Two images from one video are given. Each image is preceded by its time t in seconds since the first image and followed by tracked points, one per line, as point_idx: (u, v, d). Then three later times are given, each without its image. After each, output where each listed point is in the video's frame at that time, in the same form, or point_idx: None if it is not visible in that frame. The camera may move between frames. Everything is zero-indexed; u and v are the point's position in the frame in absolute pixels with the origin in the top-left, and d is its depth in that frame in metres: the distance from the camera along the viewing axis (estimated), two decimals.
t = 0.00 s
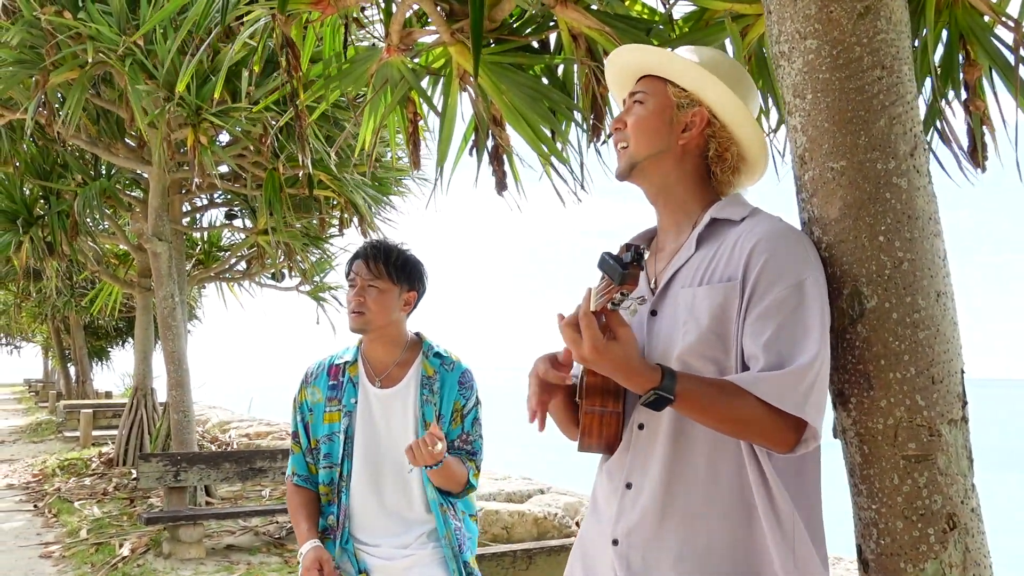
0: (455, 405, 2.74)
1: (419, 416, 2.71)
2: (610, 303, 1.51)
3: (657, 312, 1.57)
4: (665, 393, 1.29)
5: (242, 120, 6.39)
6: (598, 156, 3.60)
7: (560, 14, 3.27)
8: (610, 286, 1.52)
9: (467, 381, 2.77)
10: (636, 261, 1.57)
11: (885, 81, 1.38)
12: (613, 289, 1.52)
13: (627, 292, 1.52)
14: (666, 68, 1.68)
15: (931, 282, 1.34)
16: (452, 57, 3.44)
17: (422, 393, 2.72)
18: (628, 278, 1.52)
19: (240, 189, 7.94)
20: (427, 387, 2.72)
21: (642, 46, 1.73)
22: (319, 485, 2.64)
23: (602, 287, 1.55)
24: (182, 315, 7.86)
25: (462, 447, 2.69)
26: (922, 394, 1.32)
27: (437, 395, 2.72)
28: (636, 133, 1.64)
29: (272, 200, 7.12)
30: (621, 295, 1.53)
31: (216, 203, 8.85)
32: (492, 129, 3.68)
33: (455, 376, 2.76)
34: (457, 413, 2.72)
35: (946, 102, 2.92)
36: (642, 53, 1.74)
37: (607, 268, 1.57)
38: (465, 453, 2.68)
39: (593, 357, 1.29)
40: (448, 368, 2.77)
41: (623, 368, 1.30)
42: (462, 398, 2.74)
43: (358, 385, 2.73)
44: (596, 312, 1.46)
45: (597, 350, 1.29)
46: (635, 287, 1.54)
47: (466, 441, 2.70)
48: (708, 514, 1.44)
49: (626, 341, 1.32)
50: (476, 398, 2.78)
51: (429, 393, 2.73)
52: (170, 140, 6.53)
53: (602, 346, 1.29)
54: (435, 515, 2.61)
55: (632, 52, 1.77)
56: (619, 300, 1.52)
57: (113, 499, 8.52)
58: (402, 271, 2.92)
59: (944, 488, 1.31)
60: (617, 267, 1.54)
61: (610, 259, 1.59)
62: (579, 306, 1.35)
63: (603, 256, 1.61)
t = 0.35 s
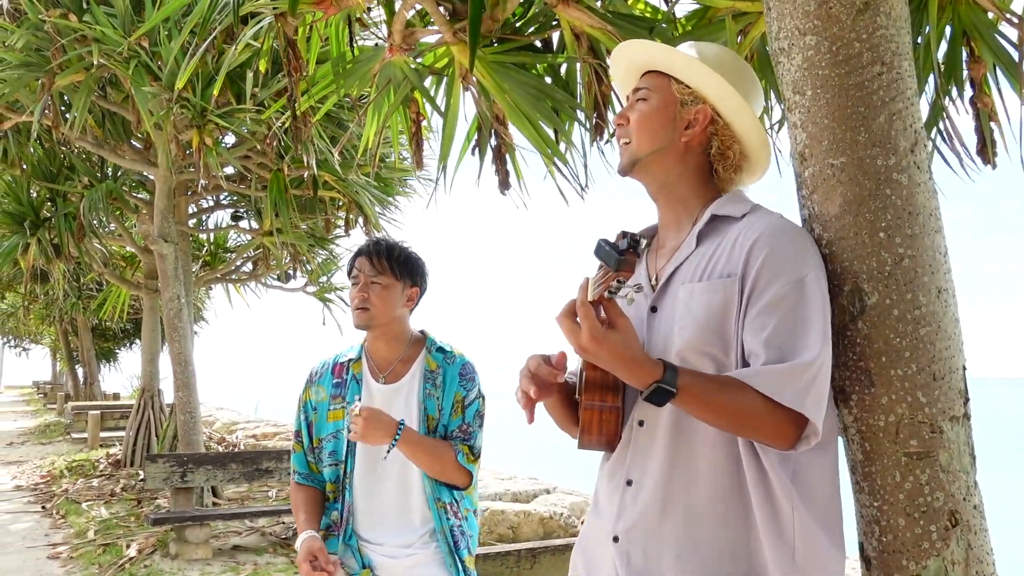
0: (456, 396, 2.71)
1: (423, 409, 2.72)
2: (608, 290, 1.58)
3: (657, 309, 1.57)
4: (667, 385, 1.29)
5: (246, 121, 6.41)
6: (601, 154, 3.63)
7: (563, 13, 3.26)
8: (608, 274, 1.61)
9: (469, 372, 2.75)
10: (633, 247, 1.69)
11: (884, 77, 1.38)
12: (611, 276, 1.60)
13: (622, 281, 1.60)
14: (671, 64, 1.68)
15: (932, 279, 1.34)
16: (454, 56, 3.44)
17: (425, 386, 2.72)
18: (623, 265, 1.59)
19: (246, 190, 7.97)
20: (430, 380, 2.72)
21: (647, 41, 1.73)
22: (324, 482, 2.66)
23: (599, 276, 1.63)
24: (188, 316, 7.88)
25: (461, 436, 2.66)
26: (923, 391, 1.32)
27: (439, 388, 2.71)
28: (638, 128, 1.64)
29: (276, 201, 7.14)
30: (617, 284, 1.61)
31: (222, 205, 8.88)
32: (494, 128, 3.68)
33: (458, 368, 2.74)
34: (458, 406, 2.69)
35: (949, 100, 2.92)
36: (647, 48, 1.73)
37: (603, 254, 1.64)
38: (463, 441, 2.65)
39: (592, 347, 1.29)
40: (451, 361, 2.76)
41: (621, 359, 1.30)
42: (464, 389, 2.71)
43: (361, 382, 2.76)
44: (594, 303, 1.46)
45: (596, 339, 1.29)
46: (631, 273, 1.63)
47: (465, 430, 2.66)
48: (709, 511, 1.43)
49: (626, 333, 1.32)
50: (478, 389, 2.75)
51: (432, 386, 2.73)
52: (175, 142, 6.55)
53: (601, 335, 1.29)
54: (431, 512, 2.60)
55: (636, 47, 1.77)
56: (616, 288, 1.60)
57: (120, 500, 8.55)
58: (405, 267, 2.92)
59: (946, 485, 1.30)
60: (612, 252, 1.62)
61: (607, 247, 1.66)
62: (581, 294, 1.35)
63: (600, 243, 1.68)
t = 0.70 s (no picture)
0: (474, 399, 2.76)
1: (435, 408, 2.71)
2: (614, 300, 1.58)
3: (661, 306, 1.57)
4: (672, 390, 1.29)
5: (252, 120, 6.42)
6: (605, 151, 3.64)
7: (567, 11, 3.26)
8: (614, 285, 1.61)
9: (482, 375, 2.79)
10: (641, 258, 1.65)
11: (888, 72, 1.38)
12: (618, 286, 1.60)
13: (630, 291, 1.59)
14: (664, 59, 1.68)
15: (935, 273, 1.34)
16: (458, 53, 3.45)
17: (436, 386, 2.73)
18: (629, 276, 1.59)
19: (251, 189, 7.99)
20: (441, 378, 2.73)
21: (641, 39, 1.74)
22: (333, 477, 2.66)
23: (605, 285, 1.63)
24: (195, 315, 7.91)
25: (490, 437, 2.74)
26: (927, 385, 1.32)
27: (453, 387, 2.72)
28: (632, 127, 1.65)
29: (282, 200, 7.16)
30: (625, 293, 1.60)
31: (228, 204, 8.91)
32: (499, 126, 3.68)
33: (470, 369, 2.78)
34: (477, 407, 2.74)
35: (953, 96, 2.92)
36: (642, 44, 1.74)
37: (609, 265, 1.63)
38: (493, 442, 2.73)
39: (596, 353, 1.30)
40: (461, 361, 2.78)
41: (627, 366, 1.30)
42: (479, 391, 2.76)
43: (366, 379, 2.73)
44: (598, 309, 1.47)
45: (602, 346, 1.30)
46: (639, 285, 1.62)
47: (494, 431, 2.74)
48: (715, 507, 1.44)
49: (630, 340, 1.32)
50: (493, 390, 2.80)
51: (443, 385, 2.73)
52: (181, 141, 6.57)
53: (606, 343, 1.30)
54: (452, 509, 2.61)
55: (632, 46, 1.78)
56: (624, 298, 1.58)
57: (128, 498, 8.59)
58: (415, 263, 2.96)
59: (951, 479, 1.30)
60: (619, 265, 1.60)
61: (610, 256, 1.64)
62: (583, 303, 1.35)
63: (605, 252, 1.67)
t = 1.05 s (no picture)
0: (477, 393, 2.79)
1: (441, 401, 2.75)
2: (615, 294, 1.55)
3: (663, 300, 1.59)
4: (675, 381, 1.30)
5: (253, 118, 6.43)
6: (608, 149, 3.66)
7: (569, 9, 3.27)
8: (615, 277, 1.57)
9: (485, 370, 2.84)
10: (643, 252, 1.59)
11: (888, 70, 1.39)
12: (618, 279, 1.56)
13: (632, 283, 1.56)
14: (699, 51, 1.69)
15: (935, 269, 1.35)
16: (460, 51, 3.46)
17: (442, 378, 2.77)
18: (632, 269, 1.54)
19: (253, 187, 7.99)
20: (447, 372, 2.77)
21: (671, 21, 1.71)
22: (333, 471, 2.67)
23: (607, 279, 1.59)
24: (197, 313, 7.93)
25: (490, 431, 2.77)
26: (926, 381, 1.33)
27: (458, 379, 2.77)
28: (669, 113, 1.63)
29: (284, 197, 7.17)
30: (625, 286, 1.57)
31: (230, 202, 8.92)
32: (501, 123, 3.69)
33: (474, 364, 2.82)
34: (481, 399, 2.78)
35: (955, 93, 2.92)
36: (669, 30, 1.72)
37: (610, 259, 1.58)
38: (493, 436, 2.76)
39: (602, 346, 1.31)
40: (466, 355, 2.83)
41: (630, 360, 1.31)
42: (483, 385, 2.80)
43: (371, 373, 2.76)
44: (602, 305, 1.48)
45: (607, 339, 1.30)
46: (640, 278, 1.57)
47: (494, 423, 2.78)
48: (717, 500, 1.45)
49: (633, 333, 1.33)
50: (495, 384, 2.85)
51: (449, 378, 2.78)
52: (183, 139, 6.58)
53: (611, 336, 1.31)
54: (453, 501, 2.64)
55: (655, 26, 1.74)
56: (624, 290, 1.57)
57: (130, 495, 8.62)
58: (425, 261, 2.96)
59: (949, 474, 1.31)
60: (622, 258, 1.55)
61: (613, 250, 1.59)
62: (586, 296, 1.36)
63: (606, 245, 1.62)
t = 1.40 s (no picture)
0: (472, 391, 2.80)
1: (436, 399, 2.76)
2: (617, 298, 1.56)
3: (660, 301, 1.60)
4: (674, 386, 1.30)
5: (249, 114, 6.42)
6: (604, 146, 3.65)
7: (566, 7, 3.28)
8: (616, 282, 1.58)
9: (479, 368, 2.85)
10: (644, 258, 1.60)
11: (882, 70, 1.40)
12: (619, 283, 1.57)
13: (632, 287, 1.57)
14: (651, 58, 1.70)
15: (929, 268, 1.36)
16: (457, 49, 3.46)
17: (437, 377, 2.78)
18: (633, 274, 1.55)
19: (248, 183, 7.98)
20: (441, 370, 2.78)
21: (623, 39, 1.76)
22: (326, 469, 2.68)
23: (608, 281, 1.60)
24: (192, 309, 7.91)
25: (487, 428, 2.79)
26: (920, 377, 1.34)
27: (453, 378, 2.77)
28: (625, 128, 1.67)
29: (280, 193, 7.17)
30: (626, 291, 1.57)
31: (225, 198, 8.90)
32: (498, 120, 3.70)
33: (469, 362, 2.83)
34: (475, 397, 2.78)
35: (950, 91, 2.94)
36: (625, 45, 1.75)
37: (612, 264, 1.59)
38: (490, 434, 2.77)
39: (600, 349, 1.32)
40: (461, 354, 2.83)
41: (629, 363, 1.32)
42: (477, 383, 2.81)
43: (365, 372, 2.78)
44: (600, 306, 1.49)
45: (604, 340, 1.31)
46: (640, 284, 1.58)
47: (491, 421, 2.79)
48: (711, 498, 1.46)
49: (631, 337, 1.34)
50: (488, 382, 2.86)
51: (444, 377, 2.78)
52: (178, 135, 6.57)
53: (609, 339, 1.32)
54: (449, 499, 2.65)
55: (615, 44, 1.79)
56: (625, 295, 1.56)
57: (125, 491, 8.61)
58: (411, 262, 2.95)
59: (941, 469, 1.33)
60: (623, 263, 1.57)
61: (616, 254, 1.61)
62: (586, 298, 1.37)
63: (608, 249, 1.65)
